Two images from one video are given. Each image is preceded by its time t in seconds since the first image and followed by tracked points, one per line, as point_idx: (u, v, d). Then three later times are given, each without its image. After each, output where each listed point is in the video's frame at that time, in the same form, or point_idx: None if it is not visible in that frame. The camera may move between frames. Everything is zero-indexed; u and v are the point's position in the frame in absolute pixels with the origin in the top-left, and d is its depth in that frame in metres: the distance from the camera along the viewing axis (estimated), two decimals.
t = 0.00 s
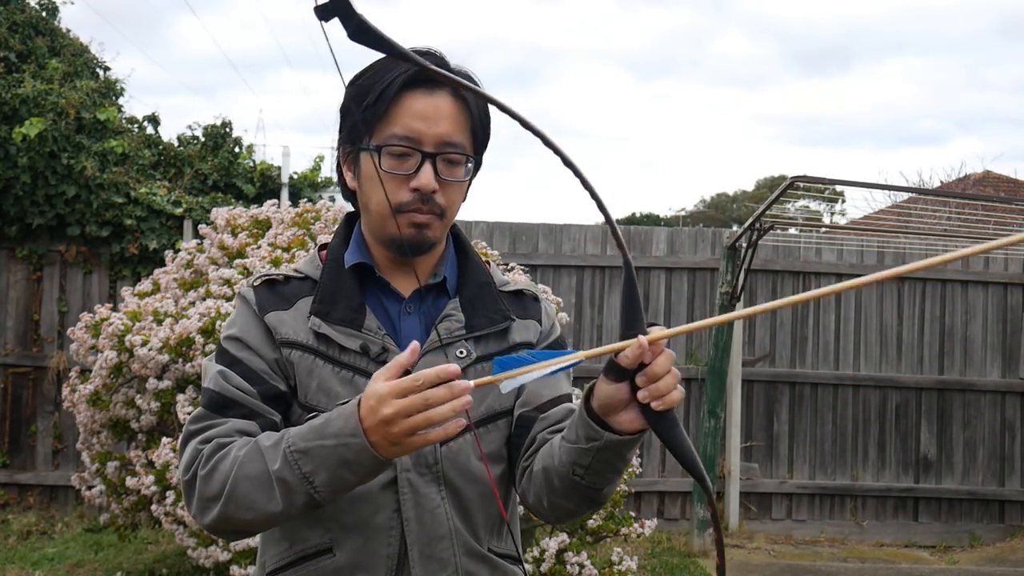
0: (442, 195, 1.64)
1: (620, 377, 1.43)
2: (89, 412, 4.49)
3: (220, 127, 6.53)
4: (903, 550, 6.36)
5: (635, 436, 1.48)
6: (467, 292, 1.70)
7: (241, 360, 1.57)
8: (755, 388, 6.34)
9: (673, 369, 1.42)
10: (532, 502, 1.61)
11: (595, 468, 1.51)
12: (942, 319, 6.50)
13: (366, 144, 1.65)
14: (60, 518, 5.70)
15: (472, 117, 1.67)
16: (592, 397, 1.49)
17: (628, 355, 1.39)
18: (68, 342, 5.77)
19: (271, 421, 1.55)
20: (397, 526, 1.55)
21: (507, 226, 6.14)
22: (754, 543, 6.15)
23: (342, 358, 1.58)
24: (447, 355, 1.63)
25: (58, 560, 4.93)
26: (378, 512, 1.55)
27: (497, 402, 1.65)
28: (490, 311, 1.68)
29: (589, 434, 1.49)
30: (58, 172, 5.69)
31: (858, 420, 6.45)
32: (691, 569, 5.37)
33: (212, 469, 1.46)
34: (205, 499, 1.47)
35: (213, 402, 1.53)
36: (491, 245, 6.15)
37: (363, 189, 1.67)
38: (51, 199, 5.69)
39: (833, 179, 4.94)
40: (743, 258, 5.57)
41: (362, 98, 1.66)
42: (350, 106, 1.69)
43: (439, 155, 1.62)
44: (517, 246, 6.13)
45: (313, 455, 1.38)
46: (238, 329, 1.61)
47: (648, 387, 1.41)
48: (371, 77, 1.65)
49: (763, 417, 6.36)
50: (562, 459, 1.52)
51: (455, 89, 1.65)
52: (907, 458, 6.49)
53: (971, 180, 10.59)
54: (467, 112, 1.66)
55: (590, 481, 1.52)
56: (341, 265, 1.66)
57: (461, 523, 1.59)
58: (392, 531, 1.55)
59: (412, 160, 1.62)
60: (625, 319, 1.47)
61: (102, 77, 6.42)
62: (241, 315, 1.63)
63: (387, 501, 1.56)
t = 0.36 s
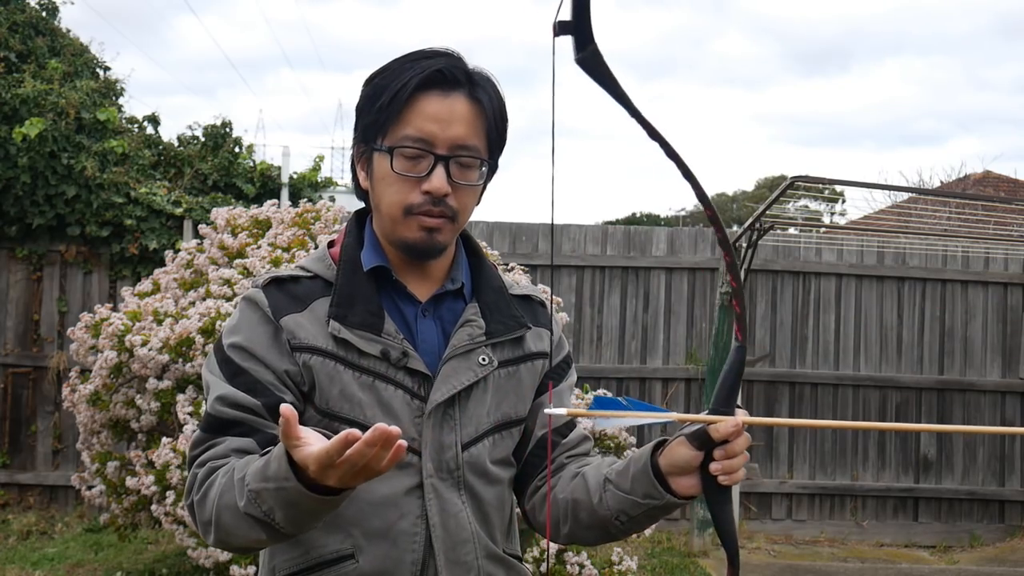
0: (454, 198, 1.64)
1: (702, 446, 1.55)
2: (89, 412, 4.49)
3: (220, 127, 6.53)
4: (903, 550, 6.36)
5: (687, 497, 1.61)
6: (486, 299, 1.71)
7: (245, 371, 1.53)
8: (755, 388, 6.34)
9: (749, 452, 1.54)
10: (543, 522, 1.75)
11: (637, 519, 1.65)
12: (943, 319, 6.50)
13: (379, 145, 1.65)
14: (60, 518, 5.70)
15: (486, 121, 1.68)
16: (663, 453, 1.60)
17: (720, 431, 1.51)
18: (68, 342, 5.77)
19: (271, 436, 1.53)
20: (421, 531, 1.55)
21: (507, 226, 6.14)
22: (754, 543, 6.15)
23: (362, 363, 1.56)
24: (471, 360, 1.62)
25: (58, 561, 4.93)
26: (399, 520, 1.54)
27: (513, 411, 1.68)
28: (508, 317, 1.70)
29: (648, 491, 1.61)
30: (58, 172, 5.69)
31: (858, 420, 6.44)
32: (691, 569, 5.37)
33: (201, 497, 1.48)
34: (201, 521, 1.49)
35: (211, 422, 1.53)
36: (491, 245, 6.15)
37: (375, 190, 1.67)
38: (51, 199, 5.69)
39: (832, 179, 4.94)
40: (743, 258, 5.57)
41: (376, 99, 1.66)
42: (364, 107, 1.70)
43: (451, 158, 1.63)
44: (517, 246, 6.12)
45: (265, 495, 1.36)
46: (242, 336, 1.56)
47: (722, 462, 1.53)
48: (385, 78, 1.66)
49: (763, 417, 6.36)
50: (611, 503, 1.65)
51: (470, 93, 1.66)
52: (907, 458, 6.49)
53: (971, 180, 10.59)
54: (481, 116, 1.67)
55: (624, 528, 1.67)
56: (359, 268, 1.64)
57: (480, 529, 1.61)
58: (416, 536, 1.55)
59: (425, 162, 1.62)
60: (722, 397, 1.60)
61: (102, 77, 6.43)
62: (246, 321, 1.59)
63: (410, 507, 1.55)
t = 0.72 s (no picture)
0: (448, 183, 1.63)
1: (704, 474, 1.58)
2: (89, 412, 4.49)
3: (220, 127, 6.53)
4: (903, 550, 6.36)
5: (682, 526, 1.64)
6: (491, 302, 1.71)
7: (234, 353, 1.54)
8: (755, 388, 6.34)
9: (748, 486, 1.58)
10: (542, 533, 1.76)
11: (632, 542, 1.68)
12: (942, 319, 6.50)
13: (375, 135, 1.67)
14: (60, 518, 5.70)
15: (483, 111, 1.69)
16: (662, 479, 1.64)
17: (722, 461, 1.55)
18: (68, 342, 5.77)
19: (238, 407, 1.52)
20: (419, 530, 1.54)
21: (507, 226, 6.14)
22: (754, 543, 6.15)
23: (361, 360, 1.56)
24: (474, 361, 1.62)
25: (58, 560, 4.93)
26: (396, 518, 1.53)
27: (515, 413, 1.67)
28: (512, 321, 1.69)
29: (645, 517, 1.64)
30: (58, 172, 5.68)
31: (858, 419, 6.45)
32: (691, 569, 5.36)
33: (152, 425, 1.45)
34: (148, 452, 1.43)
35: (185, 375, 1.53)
36: (491, 245, 6.15)
37: (372, 181, 1.67)
38: (51, 199, 5.68)
39: (832, 179, 4.94)
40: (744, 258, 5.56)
41: (375, 92, 1.69)
42: (364, 104, 1.72)
43: (445, 142, 1.64)
44: (517, 246, 6.12)
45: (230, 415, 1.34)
46: (240, 322, 1.56)
47: (721, 492, 1.57)
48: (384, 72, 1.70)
49: (763, 417, 6.36)
50: (609, 524, 1.67)
51: (466, 83, 1.67)
52: (906, 458, 6.49)
53: (971, 180, 10.60)
54: (478, 106, 1.68)
55: (620, 550, 1.69)
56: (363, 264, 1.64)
57: (478, 530, 1.60)
58: (412, 535, 1.53)
59: (418, 147, 1.63)
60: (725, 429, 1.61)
61: (102, 78, 6.44)
62: (250, 308, 1.58)
63: (408, 505, 1.54)
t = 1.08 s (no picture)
0: (460, 186, 1.64)
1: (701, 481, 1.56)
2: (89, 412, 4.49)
3: (220, 127, 6.53)
4: (903, 550, 6.35)
5: (678, 533, 1.62)
6: (490, 303, 1.71)
7: (236, 366, 1.54)
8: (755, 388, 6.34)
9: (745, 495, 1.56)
10: (538, 535, 1.77)
11: (628, 546, 1.67)
12: (942, 319, 6.50)
13: (385, 134, 1.66)
14: (60, 518, 5.70)
15: (493, 113, 1.70)
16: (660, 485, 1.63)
17: (719, 468, 1.52)
18: (68, 342, 5.78)
19: (254, 430, 1.53)
20: (416, 530, 1.55)
21: (507, 226, 6.14)
22: (754, 543, 6.15)
23: (360, 361, 1.56)
24: (473, 362, 1.62)
25: (58, 560, 4.93)
26: (393, 518, 1.54)
27: (514, 414, 1.67)
28: (511, 322, 1.69)
29: (641, 523, 1.63)
30: (58, 172, 5.68)
31: (858, 419, 6.45)
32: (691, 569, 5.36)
33: (175, 483, 1.49)
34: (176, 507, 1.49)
35: (197, 408, 1.55)
36: (491, 245, 6.15)
37: (380, 180, 1.67)
38: (51, 199, 5.68)
39: (832, 180, 4.95)
40: (744, 258, 5.56)
41: (385, 88, 1.68)
42: (371, 101, 1.71)
43: (457, 145, 1.65)
44: (517, 246, 6.13)
45: (243, 483, 1.35)
46: (239, 332, 1.56)
47: (718, 499, 1.55)
48: (393, 68, 1.69)
49: (763, 417, 6.36)
50: (605, 529, 1.67)
51: (478, 85, 1.68)
52: (906, 458, 6.49)
53: (971, 180, 10.60)
54: (488, 108, 1.69)
55: (616, 554, 1.69)
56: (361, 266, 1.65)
57: (476, 530, 1.61)
58: (409, 535, 1.54)
59: (431, 149, 1.63)
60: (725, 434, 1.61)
61: (103, 78, 6.45)
62: (248, 316, 1.58)
63: (404, 505, 1.55)
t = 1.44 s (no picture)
0: (458, 190, 1.64)
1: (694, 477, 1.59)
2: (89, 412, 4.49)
3: (221, 127, 6.53)
4: (903, 550, 6.36)
5: (674, 531, 1.65)
6: (487, 304, 1.72)
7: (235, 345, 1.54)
8: (755, 388, 6.34)
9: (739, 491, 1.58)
10: (535, 535, 1.78)
11: (623, 544, 1.69)
12: (942, 318, 6.49)
13: (385, 137, 1.66)
14: (60, 518, 5.70)
15: (493, 117, 1.69)
16: (654, 482, 1.65)
17: (713, 465, 1.54)
18: (68, 342, 5.78)
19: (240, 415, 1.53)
20: (413, 530, 1.54)
21: (507, 226, 6.14)
22: (754, 543, 6.14)
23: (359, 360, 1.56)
24: (470, 362, 1.62)
25: (58, 560, 4.93)
26: (392, 518, 1.53)
27: (511, 415, 1.68)
28: (508, 322, 1.69)
29: (636, 520, 1.65)
30: (58, 172, 5.68)
31: (858, 419, 6.45)
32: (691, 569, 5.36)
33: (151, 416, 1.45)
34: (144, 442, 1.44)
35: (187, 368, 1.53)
36: (491, 245, 6.15)
37: (379, 182, 1.66)
38: (51, 199, 5.68)
39: (832, 179, 4.95)
40: (744, 258, 5.56)
41: (385, 91, 1.67)
42: (372, 102, 1.71)
43: (457, 149, 1.64)
44: (517, 246, 6.12)
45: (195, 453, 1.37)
46: (240, 319, 1.56)
47: (713, 495, 1.57)
48: (394, 70, 1.68)
49: (763, 417, 6.36)
50: (601, 526, 1.68)
51: (478, 88, 1.67)
52: (906, 458, 6.49)
53: (971, 180, 10.60)
54: (488, 113, 1.69)
55: (613, 552, 1.70)
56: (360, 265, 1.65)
57: (473, 530, 1.61)
58: (407, 535, 1.54)
59: (430, 154, 1.63)
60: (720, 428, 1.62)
61: (103, 78, 6.46)
62: (249, 307, 1.58)
63: (402, 506, 1.54)
